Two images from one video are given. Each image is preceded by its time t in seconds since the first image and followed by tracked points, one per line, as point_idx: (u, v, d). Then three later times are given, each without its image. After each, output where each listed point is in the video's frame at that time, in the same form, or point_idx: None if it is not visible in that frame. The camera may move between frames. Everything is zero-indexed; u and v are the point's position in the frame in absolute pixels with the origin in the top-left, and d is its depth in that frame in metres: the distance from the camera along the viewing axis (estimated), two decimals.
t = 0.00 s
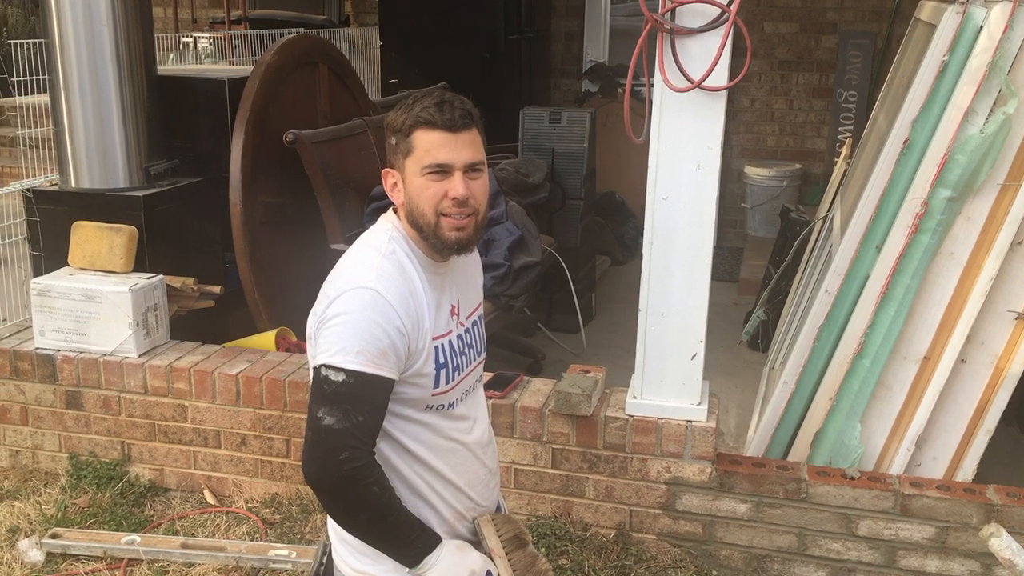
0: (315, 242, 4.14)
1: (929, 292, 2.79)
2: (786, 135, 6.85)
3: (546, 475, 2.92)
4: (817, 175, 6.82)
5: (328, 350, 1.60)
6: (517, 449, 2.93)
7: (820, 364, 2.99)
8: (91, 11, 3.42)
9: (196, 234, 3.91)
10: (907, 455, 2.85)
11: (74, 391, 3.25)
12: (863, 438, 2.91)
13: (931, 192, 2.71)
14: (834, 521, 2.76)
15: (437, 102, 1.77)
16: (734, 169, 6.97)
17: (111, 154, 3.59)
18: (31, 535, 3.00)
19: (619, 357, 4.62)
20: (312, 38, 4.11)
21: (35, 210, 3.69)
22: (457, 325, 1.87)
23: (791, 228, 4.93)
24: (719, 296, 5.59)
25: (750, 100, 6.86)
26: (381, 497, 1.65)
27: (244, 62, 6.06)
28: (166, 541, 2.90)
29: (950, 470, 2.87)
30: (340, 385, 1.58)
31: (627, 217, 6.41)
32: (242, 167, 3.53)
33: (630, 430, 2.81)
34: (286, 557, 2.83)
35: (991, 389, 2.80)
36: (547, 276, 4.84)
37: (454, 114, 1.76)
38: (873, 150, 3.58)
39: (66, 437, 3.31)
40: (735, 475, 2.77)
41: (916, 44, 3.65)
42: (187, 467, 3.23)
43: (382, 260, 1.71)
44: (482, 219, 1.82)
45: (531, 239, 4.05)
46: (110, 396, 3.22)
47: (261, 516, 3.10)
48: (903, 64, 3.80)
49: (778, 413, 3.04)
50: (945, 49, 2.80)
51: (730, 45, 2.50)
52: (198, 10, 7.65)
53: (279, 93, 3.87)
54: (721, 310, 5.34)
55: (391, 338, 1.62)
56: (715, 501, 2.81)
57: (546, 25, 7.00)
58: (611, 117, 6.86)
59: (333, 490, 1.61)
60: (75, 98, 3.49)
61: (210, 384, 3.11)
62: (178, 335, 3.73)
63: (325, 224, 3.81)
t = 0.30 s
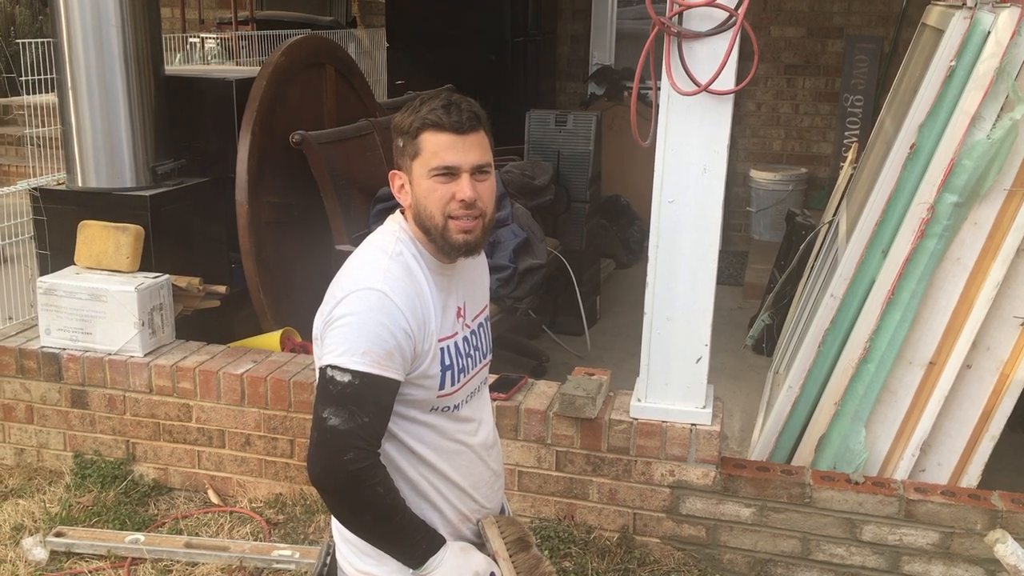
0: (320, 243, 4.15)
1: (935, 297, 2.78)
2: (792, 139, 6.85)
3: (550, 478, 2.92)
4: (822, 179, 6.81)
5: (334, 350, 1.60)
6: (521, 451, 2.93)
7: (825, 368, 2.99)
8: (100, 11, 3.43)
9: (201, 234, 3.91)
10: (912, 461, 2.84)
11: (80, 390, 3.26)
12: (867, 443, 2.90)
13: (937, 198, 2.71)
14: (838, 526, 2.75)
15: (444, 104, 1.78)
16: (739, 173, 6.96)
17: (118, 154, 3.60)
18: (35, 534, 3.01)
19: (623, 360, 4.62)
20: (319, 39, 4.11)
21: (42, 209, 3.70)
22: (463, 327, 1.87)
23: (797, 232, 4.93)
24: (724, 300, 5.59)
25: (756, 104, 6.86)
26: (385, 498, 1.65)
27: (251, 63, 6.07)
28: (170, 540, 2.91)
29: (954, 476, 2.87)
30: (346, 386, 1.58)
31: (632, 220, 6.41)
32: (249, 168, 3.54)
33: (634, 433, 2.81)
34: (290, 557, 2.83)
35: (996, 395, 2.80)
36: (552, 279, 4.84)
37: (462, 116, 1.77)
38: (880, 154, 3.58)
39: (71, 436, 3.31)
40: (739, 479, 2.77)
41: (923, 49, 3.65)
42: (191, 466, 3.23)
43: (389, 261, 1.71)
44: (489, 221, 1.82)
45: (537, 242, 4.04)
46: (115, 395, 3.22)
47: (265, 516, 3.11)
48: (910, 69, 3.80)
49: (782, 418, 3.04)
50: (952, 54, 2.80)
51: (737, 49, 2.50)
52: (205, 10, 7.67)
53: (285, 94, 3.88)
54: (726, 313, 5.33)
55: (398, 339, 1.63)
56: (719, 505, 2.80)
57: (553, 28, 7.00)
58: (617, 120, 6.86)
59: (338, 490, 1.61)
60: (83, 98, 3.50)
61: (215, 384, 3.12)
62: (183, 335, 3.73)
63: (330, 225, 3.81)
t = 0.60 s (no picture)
0: (323, 244, 4.15)
1: (937, 302, 2.78)
2: (795, 143, 6.84)
3: (552, 480, 2.92)
4: (825, 183, 6.81)
5: (335, 351, 1.61)
6: (523, 454, 2.93)
7: (827, 373, 2.98)
8: (105, 12, 3.44)
9: (204, 235, 3.92)
10: (914, 465, 2.84)
11: (82, 390, 3.26)
12: (869, 447, 2.90)
13: (940, 202, 2.71)
14: (839, 530, 2.75)
15: (435, 104, 1.78)
16: (742, 176, 6.96)
17: (121, 154, 3.60)
18: (37, 534, 3.02)
19: (625, 363, 4.61)
20: (323, 40, 4.12)
21: (46, 209, 3.70)
22: (465, 329, 1.87)
23: (799, 236, 4.92)
24: (726, 303, 5.58)
25: (759, 108, 6.86)
26: (385, 499, 1.65)
27: (255, 64, 6.09)
28: (172, 541, 2.91)
29: (957, 480, 2.87)
30: (347, 387, 1.58)
31: (635, 223, 6.41)
32: (252, 169, 3.55)
33: (636, 437, 2.81)
34: (291, 558, 2.84)
35: (999, 400, 2.80)
36: (554, 281, 4.84)
37: (451, 115, 1.77)
38: (883, 158, 3.58)
39: (73, 436, 3.32)
40: (741, 482, 2.77)
41: (927, 53, 3.65)
42: (193, 467, 3.24)
43: (391, 263, 1.71)
44: (485, 221, 1.82)
45: (539, 244, 4.05)
46: (118, 396, 3.23)
47: (267, 517, 3.11)
48: (914, 73, 3.80)
49: (783, 423, 3.02)
50: (955, 59, 2.80)
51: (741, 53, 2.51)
52: (210, 11, 7.69)
53: (289, 95, 3.88)
54: (728, 317, 5.33)
55: (399, 341, 1.63)
56: (721, 508, 2.80)
57: (556, 30, 7.01)
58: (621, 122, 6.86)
59: (339, 491, 1.61)
60: (88, 98, 3.51)
61: (217, 385, 3.12)
62: (186, 335, 3.74)
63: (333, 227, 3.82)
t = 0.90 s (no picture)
0: (325, 244, 4.15)
1: (938, 303, 2.78)
2: (797, 144, 6.84)
3: (552, 481, 2.92)
4: (827, 184, 6.81)
5: (333, 352, 1.60)
6: (523, 454, 2.93)
7: (828, 374, 2.97)
8: (106, 11, 3.44)
9: (206, 235, 3.92)
10: (915, 467, 2.84)
11: (83, 389, 3.26)
12: (870, 449, 2.90)
13: (942, 204, 2.70)
14: (840, 532, 2.75)
15: (440, 108, 1.78)
16: (744, 177, 6.95)
17: (123, 154, 3.61)
18: (37, 533, 3.02)
19: (626, 364, 4.61)
20: (325, 40, 4.12)
21: (47, 209, 3.71)
22: (465, 331, 1.87)
23: (801, 238, 4.92)
24: (728, 305, 5.58)
25: (761, 109, 6.86)
26: (385, 499, 1.64)
27: (257, 64, 6.09)
28: (172, 541, 2.91)
29: (958, 483, 2.86)
30: (344, 388, 1.58)
31: (636, 223, 6.40)
32: (253, 169, 3.55)
33: (636, 438, 2.80)
34: (291, 559, 2.84)
35: (1000, 402, 2.80)
36: (556, 282, 4.84)
37: (456, 120, 1.77)
38: (886, 159, 3.57)
39: (74, 435, 3.32)
40: (741, 484, 2.77)
41: (929, 53, 3.65)
42: (193, 467, 3.24)
43: (390, 264, 1.71)
44: (487, 226, 1.82)
45: (540, 245, 4.05)
46: (119, 395, 3.23)
47: (267, 517, 3.11)
48: (916, 74, 3.79)
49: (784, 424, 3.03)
50: (958, 60, 2.80)
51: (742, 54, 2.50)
52: (212, 11, 7.70)
53: (291, 96, 3.89)
54: (730, 318, 5.32)
55: (397, 342, 1.63)
56: (721, 510, 2.80)
57: (558, 31, 7.01)
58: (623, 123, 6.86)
59: (337, 492, 1.61)
60: (89, 97, 3.52)
61: (218, 385, 3.12)
62: (187, 335, 3.74)
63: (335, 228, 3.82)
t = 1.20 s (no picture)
0: (326, 241, 4.15)
1: (940, 300, 2.77)
2: (798, 140, 6.83)
3: (553, 478, 2.92)
4: (829, 180, 6.79)
5: (334, 349, 1.60)
6: (524, 451, 2.93)
7: (830, 370, 2.97)
8: (106, 7, 3.43)
9: (207, 231, 3.91)
10: (916, 464, 2.83)
11: (84, 386, 3.26)
12: (871, 446, 2.90)
13: (944, 200, 2.70)
14: (841, 529, 2.74)
15: (442, 104, 1.77)
16: (746, 174, 6.95)
17: (123, 150, 3.60)
18: (38, 529, 3.02)
19: (627, 360, 4.60)
20: (326, 36, 4.12)
21: (48, 205, 3.70)
22: (465, 327, 1.86)
23: (803, 234, 4.91)
24: (729, 301, 5.57)
25: (763, 105, 6.85)
26: (385, 495, 1.64)
27: (258, 61, 6.09)
28: (173, 537, 2.91)
29: (959, 479, 2.86)
30: (345, 385, 1.58)
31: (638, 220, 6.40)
32: (254, 165, 3.54)
33: (637, 434, 2.80)
34: (291, 555, 2.84)
35: (1001, 399, 2.79)
36: (556, 279, 4.84)
37: (459, 116, 1.76)
38: (887, 155, 3.56)
39: (75, 431, 3.32)
40: (742, 480, 2.76)
41: (932, 49, 3.63)
42: (194, 463, 3.24)
43: (391, 260, 1.71)
44: (489, 223, 1.81)
45: (541, 241, 4.05)
46: (119, 391, 3.23)
47: (268, 513, 3.11)
48: (918, 70, 3.78)
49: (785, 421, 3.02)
50: (960, 56, 2.79)
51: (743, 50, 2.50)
52: (213, 7, 7.69)
53: (292, 92, 3.88)
54: (731, 315, 5.32)
55: (397, 338, 1.62)
56: (722, 506, 2.80)
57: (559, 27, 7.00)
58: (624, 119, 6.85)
59: (337, 488, 1.61)
60: (89, 93, 3.51)
61: (219, 381, 3.12)
62: (187, 331, 3.74)
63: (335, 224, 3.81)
